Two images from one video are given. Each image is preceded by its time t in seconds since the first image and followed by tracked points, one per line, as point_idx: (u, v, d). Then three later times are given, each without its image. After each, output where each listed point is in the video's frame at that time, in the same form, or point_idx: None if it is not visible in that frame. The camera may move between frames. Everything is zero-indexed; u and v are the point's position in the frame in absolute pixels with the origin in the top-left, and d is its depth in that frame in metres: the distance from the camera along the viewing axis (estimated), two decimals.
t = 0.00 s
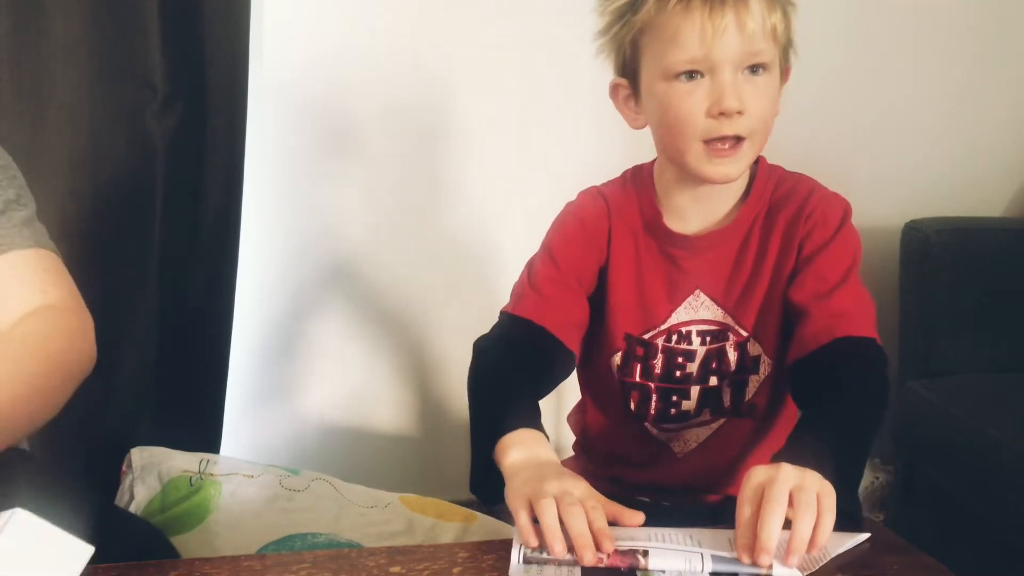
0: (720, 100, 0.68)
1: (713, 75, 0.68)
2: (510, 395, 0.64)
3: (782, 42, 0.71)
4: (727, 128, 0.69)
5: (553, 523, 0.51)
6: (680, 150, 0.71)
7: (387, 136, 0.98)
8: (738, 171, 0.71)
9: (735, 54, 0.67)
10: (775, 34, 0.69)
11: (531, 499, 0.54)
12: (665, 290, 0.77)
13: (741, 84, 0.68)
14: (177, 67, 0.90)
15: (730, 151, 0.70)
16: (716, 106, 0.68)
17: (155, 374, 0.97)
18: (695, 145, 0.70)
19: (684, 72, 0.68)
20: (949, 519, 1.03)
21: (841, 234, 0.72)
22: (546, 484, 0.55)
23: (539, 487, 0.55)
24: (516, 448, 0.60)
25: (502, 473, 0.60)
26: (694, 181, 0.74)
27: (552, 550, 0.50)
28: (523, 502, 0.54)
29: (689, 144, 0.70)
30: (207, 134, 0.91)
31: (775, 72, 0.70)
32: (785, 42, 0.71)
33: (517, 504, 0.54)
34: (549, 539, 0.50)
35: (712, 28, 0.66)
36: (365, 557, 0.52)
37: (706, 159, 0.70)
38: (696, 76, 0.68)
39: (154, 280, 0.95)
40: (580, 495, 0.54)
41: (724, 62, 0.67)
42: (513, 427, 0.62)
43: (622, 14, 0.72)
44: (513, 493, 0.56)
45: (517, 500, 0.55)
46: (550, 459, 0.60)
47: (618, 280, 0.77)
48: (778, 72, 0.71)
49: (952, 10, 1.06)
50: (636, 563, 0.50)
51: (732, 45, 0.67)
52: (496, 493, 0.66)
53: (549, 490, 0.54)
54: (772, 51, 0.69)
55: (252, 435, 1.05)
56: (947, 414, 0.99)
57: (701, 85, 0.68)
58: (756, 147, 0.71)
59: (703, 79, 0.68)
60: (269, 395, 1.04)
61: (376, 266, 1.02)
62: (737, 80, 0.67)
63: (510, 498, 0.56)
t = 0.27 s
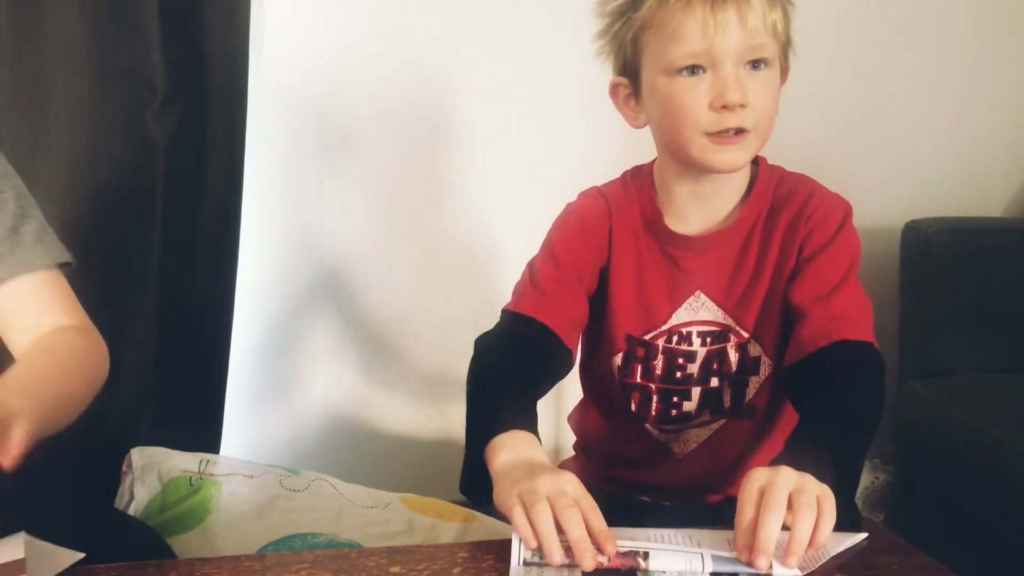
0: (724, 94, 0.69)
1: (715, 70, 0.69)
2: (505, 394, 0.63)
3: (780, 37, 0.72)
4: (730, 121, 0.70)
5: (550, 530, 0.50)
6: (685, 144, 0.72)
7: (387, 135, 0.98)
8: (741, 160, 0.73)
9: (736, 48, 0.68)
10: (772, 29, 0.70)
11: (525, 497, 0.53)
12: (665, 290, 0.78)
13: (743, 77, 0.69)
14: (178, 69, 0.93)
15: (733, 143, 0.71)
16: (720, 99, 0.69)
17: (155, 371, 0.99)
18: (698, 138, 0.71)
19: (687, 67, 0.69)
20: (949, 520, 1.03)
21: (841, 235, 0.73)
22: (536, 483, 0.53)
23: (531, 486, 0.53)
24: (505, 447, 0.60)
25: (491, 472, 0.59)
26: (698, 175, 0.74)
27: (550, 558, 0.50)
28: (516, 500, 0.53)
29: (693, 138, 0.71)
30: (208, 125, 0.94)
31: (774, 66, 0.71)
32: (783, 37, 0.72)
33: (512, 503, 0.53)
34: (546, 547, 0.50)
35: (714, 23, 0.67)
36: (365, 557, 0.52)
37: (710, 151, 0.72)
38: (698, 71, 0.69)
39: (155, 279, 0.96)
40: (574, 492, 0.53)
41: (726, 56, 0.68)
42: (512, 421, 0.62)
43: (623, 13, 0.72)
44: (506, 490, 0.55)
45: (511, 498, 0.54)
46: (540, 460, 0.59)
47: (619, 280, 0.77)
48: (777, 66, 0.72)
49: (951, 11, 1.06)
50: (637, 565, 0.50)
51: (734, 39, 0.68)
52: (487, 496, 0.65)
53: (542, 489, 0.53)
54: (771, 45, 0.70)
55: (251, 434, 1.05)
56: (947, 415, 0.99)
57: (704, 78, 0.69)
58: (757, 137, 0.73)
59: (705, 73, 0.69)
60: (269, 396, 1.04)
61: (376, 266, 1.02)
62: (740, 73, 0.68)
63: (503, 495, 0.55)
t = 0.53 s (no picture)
0: (712, 108, 0.67)
1: (705, 82, 0.67)
2: (505, 394, 0.63)
3: (781, 43, 0.68)
4: (719, 136, 0.68)
5: (553, 522, 0.51)
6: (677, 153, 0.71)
7: (387, 135, 0.98)
8: (732, 172, 0.71)
9: (728, 61, 0.66)
10: (772, 36, 0.67)
11: (529, 497, 0.53)
12: (666, 288, 0.77)
13: (734, 91, 0.67)
14: (178, 68, 0.90)
15: (724, 157, 0.70)
16: (708, 114, 0.67)
17: (156, 373, 0.98)
18: (688, 150, 0.70)
19: (677, 80, 0.67)
20: (949, 520, 1.03)
21: (842, 233, 0.73)
22: (540, 477, 0.54)
23: (535, 480, 0.54)
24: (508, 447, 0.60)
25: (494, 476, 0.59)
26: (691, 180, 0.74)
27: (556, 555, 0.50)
28: (520, 501, 0.54)
29: (682, 150, 0.70)
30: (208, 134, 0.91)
31: (773, 75, 0.68)
32: (786, 42, 0.69)
33: (516, 506, 0.54)
34: (552, 543, 0.50)
35: (704, 35, 0.65)
36: (365, 557, 0.51)
37: (700, 164, 0.70)
38: (689, 85, 0.67)
39: (155, 280, 0.95)
40: (582, 489, 0.54)
41: (717, 70, 0.66)
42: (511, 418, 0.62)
43: (621, 16, 0.71)
44: (509, 494, 0.55)
45: (515, 501, 0.54)
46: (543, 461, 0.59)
47: (619, 278, 0.77)
48: (776, 75, 0.69)
49: (952, 10, 1.06)
50: (638, 565, 0.49)
51: (726, 52, 0.65)
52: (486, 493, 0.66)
53: (545, 484, 0.54)
54: (769, 54, 0.67)
55: (252, 434, 1.05)
56: (947, 414, 0.99)
57: (694, 93, 0.67)
58: (752, 150, 0.70)
59: (696, 87, 0.67)
60: (269, 395, 1.04)
61: (377, 267, 1.02)
62: (731, 88, 0.66)
63: (507, 499, 0.55)
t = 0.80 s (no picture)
0: (707, 125, 0.67)
1: (702, 99, 0.66)
2: (502, 390, 0.63)
3: (782, 59, 0.68)
4: (714, 152, 0.68)
5: (551, 522, 0.52)
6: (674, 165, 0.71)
7: (387, 136, 0.98)
8: (730, 186, 0.71)
9: (725, 79, 0.65)
10: (773, 52, 0.66)
11: (527, 498, 0.54)
12: (667, 289, 0.77)
13: (731, 108, 0.66)
14: (178, 68, 0.91)
15: (719, 172, 0.70)
16: (703, 131, 0.67)
17: (156, 373, 0.97)
18: (684, 163, 0.70)
19: (675, 95, 0.67)
20: (948, 520, 1.03)
21: (844, 239, 0.73)
22: (538, 478, 0.55)
23: (532, 482, 0.55)
24: (507, 443, 0.60)
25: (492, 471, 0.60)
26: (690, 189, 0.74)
27: (552, 556, 0.50)
28: (517, 503, 0.55)
29: (678, 163, 0.70)
30: (207, 133, 0.91)
31: (772, 92, 0.68)
32: (788, 57, 0.68)
33: (514, 509, 0.54)
34: (547, 544, 0.51)
35: (702, 52, 0.64)
36: (365, 557, 0.51)
37: (695, 177, 0.70)
38: (686, 100, 0.67)
39: (155, 280, 0.95)
40: (579, 490, 0.54)
41: (715, 88, 0.66)
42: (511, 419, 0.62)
43: (624, 25, 0.70)
44: (507, 496, 0.56)
45: (513, 503, 0.55)
46: (542, 459, 0.59)
47: (620, 278, 0.77)
48: (775, 91, 0.68)
49: (953, 10, 1.06)
50: (638, 565, 0.49)
51: (724, 70, 0.65)
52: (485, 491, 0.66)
53: (543, 484, 0.55)
54: (769, 72, 0.66)
55: (252, 435, 1.05)
56: (947, 414, 0.99)
57: (691, 109, 0.67)
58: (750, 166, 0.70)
59: (693, 103, 0.67)
60: (269, 395, 1.04)
61: (377, 267, 1.02)
62: (728, 106, 0.66)
63: (506, 502, 0.56)
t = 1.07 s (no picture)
0: (732, 98, 0.68)
1: (723, 72, 0.68)
2: (501, 392, 0.64)
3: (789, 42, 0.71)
4: (736, 126, 0.69)
5: (549, 523, 0.52)
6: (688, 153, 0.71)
7: (387, 136, 0.98)
8: (748, 169, 0.71)
9: (745, 51, 0.67)
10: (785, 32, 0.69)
11: (527, 499, 0.54)
12: (669, 289, 0.77)
13: (751, 81, 0.68)
14: (178, 68, 0.91)
15: (738, 149, 0.70)
16: (726, 104, 0.68)
17: (156, 373, 0.98)
18: (702, 142, 0.70)
19: (695, 69, 0.68)
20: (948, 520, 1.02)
21: (848, 240, 0.73)
22: (537, 479, 0.55)
23: (532, 483, 0.55)
24: (506, 445, 0.60)
25: (491, 473, 0.60)
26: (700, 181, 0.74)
27: (551, 558, 0.50)
28: (517, 504, 0.55)
29: (698, 142, 0.70)
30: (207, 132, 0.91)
31: (783, 71, 0.70)
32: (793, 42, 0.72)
33: (514, 510, 0.54)
34: (546, 546, 0.51)
35: (723, 24, 0.66)
36: (366, 557, 0.51)
37: (714, 157, 0.70)
38: (706, 74, 0.68)
39: (155, 280, 0.95)
40: (578, 490, 0.54)
41: (735, 59, 0.67)
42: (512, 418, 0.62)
43: (633, 13, 0.71)
44: (507, 497, 0.56)
45: (513, 505, 0.55)
46: (541, 461, 0.60)
47: (622, 278, 0.77)
48: (785, 71, 0.71)
49: (953, 10, 1.06)
50: (638, 565, 0.49)
51: (744, 43, 0.67)
52: (484, 492, 0.66)
53: (542, 485, 0.55)
54: (781, 50, 0.69)
55: (251, 434, 1.05)
56: (947, 414, 0.99)
57: (712, 82, 0.68)
58: (765, 144, 0.71)
59: (714, 76, 0.68)
60: (270, 396, 1.04)
61: (377, 267, 1.02)
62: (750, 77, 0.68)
63: (506, 503, 0.56)
